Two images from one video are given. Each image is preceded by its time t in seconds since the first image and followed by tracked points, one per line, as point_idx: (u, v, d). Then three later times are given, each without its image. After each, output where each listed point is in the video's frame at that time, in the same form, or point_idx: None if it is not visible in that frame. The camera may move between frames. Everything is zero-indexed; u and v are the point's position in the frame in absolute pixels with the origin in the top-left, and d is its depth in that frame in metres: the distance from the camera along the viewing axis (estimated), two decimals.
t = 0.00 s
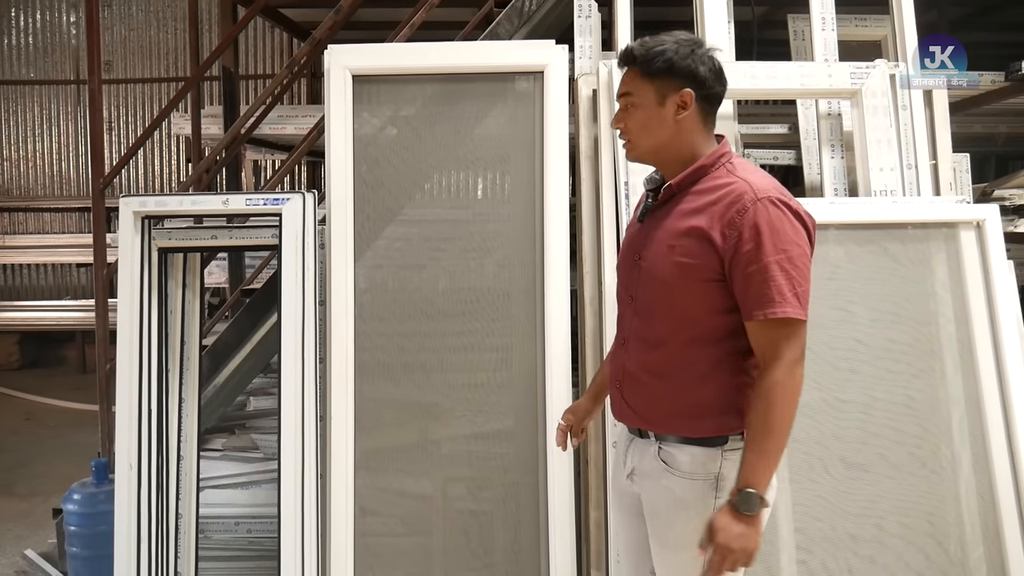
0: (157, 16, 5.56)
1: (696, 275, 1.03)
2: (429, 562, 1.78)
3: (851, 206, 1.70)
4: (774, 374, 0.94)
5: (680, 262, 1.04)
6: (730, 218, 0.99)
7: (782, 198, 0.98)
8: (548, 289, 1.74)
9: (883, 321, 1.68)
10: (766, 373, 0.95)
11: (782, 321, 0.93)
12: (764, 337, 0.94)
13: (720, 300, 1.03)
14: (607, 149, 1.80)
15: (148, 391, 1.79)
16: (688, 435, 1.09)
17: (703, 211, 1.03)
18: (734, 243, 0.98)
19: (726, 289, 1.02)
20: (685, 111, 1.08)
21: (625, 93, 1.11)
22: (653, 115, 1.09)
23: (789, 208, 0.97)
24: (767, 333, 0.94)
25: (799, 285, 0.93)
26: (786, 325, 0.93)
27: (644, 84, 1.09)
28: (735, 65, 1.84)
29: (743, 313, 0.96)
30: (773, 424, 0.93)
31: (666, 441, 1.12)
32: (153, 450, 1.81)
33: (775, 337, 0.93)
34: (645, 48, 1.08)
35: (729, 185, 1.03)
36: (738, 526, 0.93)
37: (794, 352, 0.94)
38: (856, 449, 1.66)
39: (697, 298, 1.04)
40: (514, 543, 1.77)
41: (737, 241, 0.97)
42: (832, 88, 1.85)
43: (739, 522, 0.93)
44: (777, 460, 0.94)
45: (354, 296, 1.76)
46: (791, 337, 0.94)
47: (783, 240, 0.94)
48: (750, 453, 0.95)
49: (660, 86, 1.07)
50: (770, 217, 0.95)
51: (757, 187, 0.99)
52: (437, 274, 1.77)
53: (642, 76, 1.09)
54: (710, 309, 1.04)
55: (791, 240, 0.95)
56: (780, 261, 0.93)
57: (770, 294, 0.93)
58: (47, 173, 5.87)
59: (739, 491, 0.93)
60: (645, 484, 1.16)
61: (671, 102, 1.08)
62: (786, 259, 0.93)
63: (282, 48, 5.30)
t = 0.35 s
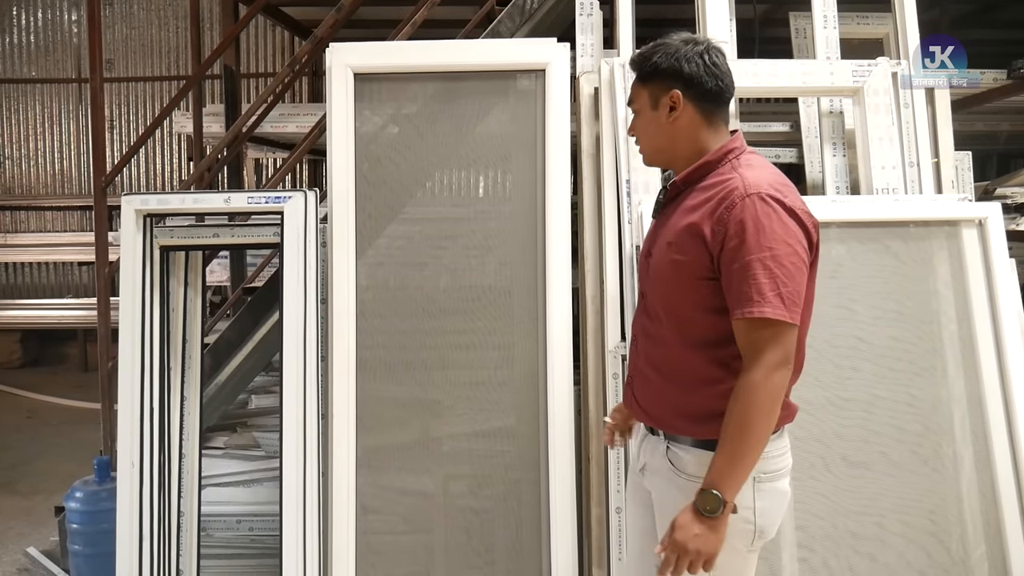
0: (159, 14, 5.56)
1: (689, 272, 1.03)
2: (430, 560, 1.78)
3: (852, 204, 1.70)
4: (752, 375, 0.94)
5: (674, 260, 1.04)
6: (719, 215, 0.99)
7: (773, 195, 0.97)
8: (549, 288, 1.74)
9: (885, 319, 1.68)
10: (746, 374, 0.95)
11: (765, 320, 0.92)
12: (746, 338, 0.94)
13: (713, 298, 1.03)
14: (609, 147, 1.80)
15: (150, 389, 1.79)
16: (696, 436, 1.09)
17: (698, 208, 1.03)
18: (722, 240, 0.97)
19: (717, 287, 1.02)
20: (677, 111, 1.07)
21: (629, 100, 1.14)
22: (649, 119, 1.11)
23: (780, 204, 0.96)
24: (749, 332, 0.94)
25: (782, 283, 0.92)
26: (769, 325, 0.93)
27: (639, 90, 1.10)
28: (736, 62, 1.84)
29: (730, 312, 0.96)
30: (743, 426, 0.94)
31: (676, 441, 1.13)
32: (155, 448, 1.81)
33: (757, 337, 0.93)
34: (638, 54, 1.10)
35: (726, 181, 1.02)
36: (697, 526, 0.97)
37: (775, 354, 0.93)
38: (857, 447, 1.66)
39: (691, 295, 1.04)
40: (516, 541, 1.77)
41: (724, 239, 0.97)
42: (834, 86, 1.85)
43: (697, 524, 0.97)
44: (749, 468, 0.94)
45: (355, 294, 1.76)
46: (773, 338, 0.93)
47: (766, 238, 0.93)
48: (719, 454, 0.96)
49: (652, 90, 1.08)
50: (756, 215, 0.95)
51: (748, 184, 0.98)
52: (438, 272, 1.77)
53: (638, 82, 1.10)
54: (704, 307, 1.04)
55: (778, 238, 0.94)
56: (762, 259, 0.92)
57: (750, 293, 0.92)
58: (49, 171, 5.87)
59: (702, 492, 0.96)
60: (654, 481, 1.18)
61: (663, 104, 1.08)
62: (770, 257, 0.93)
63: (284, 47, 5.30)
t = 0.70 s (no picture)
0: (160, 13, 5.57)
1: (697, 277, 1.04)
2: (431, 560, 1.78)
3: (852, 204, 1.70)
4: (760, 384, 0.94)
5: (683, 265, 1.05)
6: (721, 222, 0.99)
7: (776, 201, 0.96)
8: (550, 287, 1.74)
9: (885, 318, 1.68)
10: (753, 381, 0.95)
11: (768, 329, 0.92)
12: (754, 348, 0.94)
13: (721, 303, 1.03)
14: (609, 147, 1.80)
15: (151, 389, 1.79)
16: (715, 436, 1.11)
17: (704, 213, 1.04)
18: (725, 246, 0.98)
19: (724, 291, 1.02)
20: (689, 115, 1.07)
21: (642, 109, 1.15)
22: (662, 126, 1.11)
23: (785, 210, 0.95)
24: (754, 341, 0.94)
25: (784, 292, 0.92)
26: (772, 334, 0.92)
27: (649, 99, 1.11)
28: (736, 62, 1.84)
29: (737, 320, 0.97)
30: (759, 439, 0.94)
31: (694, 439, 1.14)
32: (156, 447, 1.81)
33: (761, 346, 0.93)
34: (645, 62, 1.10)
35: (731, 187, 1.01)
36: (733, 544, 0.99)
37: (781, 363, 0.93)
38: (857, 446, 1.66)
39: (700, 299, 1.05)
40: (517, 541, 1.78)
41: (726, 246, 0.97)
42: (835, 86, 1.85)
43: (731, 541, 0.99)
44: (773, 480, 0.95)
45: (356, 294, 1.76)
46: (779, 348, 0.93)
47: (766, 247, 0.93)
48: (743, 468, 0.96)
49: (661, 97, 1.09)
50: (757, 223, 0.94)
51: (752, 189, 0.97)
52: (438, 272, 1.77)
53: (646, 91, 1.11)
54: (714, 310, 1.04)
55: (779, 246, 0.93)
56: (762, 268, 0.92)
57: (752, 303, 0.93)
58: (50, 171, 5.87)
59: (730, 508, 0.98)
60: (675, 477, 1.20)
61: (674, 110, 1.08)
62: (771, 266, 0.92)
63: (284, 47, 5.30)
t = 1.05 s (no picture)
0: (158, 15, 5.57)
1: (755, 275, 1.02)
2: (430, 562, 1.78)
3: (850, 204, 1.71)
4: (817, 375, 0.91)
5: (740, 263, 1.03)
6: (781, 218, 0.97)
7: (836, 197, 0.94)
8: (548, 288, 1.74)
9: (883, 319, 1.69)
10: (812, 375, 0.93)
11: (830, 322, 0.90)
12: (813, 339, 0.92)
13: (780, 301, 1.01)
14: (608, 147, 1.80)
15: (149, 390, 1.79)
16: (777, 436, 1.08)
17: (762, 211, 1.02)
18: (785, 243, 0.96)
19: (783, 289, 1.00)
20: (748, 116, 1.06)
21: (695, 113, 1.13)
22: (719, 128, 1.10)
23: (843, 206, 0.93)
24: (815, 334, 0.91)
25: (847, 285, 0.89)
26: (833, 327, 0.90)
27: (705, 102, 1.10)
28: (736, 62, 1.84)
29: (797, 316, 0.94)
30: (806, 426, 0.92)
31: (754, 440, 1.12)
32: (154, 447, 1.80)
33: (822, 340, 0.91)
34: (699, 69, 1.10)
35: (789, 184, 1.00)
36: (751, 515, 0.95)
37: (842, 354, 0.90)
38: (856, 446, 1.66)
39: (758, 298, 1.03)
40: (516, 542, 1.77)
41: (785, 243, 0.95)
42: (832, 86, 1.85)
43: (750, 512, 0.95)
44: (809, 463, 0.93)
45: (354, 295, 1.76)
46: (840, 340, 0.90)
47: (829, 241, 0.91)
48: (780, 448, 0.94)
49: (717, 100, 1.08)
50: (818, 218, 0.92)
51: (811, 186, 0.96)
52: (437, 273, 1.77)
53: (702, 94, 1.10)
54: (772, 310, 1.02)
55: (841, 240, 0.91)
56: (825, 263, 0.90)
57: (814, 296, 0.90)
58: (48, 172, 5.87)
59: (758, 483, 0.95)
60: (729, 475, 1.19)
61: (732, 111, 1.07)
62: (834, 260, 0.90)
63: (282, 48, 5.30)
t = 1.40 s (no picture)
0: (155, 16, 5.56)
1: (802, 259, 1.02)
2: (425, 563, 1.78)
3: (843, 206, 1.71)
4: (895, 348, 0.91)
5: (784, 249, 1.04)
6: (827, 200, 0.98)
7: (879, 172, 0.97)
8: (543, 290, 1.74)
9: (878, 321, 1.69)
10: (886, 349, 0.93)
11: (893, 291, 0.91)
12: (881, 313, 0.92)
13: (826, 283, 1.01)
14: (603, 150, 1.80)
15: (144, 391, 1.78)
16: (823, 427, 1.05)
17: (803, 197, 1.03)
18: (834, 222, 0.97)
19: (833, 270, 1.01)
20: (790, 108, 1.09)
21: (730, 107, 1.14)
22: (759, 119, 1.11)
23: (888, 179, 0.96)
24: (881, 306, 0.92)
25: (906, 253, 0.91)
26: (899, 296, 0.91)
27: (744, 93, 1.11)
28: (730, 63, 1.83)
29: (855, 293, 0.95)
30: (905, 403, 0.90)
31: (797, 435, 1.09)
32: (149, 449, 1.80)
33: (888, 310, 0.91)
34: (738, 64, 1.12)
35: (828, 167, 1.02)
36: (908, 517, 0.93)
37: (911, 321, 0.90)
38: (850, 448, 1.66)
39: (804, 284, 1.03)
40: (511, 543, 1.78)
41: (836, 221, 0.97)
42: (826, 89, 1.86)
43: (905, 512, 0.93)
44: (931, 438, 0.91)
45: (349, 296, 1.76)
46: (905, 307, 0.91)
47: (884, 212, 0.93)
48: (899, 438, 0.92)
49: (760, 92, 1.10)
50: (867, 193, 0.95)
51: (851, 165, 0.98)
52: (432, 274, 1.78)
53: (741, 86, 1.12)
54: (819, 293, 1.02)
55: (893, 211, 0.93)
56: (881, 234, 0.92)
57: (876, 267, 0.91)
58: (44, 173, 5.86)
59: (896, 482, 0.92)
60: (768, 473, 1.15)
61: (775, 102, 1.09)
62: (889, 231, 0.92)
63: (279, 49, 5.29)
